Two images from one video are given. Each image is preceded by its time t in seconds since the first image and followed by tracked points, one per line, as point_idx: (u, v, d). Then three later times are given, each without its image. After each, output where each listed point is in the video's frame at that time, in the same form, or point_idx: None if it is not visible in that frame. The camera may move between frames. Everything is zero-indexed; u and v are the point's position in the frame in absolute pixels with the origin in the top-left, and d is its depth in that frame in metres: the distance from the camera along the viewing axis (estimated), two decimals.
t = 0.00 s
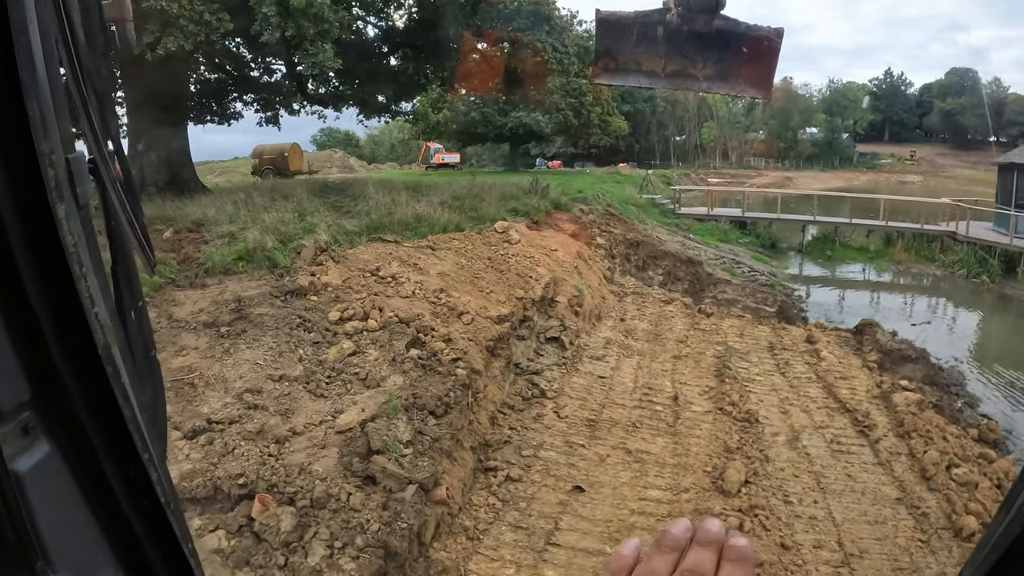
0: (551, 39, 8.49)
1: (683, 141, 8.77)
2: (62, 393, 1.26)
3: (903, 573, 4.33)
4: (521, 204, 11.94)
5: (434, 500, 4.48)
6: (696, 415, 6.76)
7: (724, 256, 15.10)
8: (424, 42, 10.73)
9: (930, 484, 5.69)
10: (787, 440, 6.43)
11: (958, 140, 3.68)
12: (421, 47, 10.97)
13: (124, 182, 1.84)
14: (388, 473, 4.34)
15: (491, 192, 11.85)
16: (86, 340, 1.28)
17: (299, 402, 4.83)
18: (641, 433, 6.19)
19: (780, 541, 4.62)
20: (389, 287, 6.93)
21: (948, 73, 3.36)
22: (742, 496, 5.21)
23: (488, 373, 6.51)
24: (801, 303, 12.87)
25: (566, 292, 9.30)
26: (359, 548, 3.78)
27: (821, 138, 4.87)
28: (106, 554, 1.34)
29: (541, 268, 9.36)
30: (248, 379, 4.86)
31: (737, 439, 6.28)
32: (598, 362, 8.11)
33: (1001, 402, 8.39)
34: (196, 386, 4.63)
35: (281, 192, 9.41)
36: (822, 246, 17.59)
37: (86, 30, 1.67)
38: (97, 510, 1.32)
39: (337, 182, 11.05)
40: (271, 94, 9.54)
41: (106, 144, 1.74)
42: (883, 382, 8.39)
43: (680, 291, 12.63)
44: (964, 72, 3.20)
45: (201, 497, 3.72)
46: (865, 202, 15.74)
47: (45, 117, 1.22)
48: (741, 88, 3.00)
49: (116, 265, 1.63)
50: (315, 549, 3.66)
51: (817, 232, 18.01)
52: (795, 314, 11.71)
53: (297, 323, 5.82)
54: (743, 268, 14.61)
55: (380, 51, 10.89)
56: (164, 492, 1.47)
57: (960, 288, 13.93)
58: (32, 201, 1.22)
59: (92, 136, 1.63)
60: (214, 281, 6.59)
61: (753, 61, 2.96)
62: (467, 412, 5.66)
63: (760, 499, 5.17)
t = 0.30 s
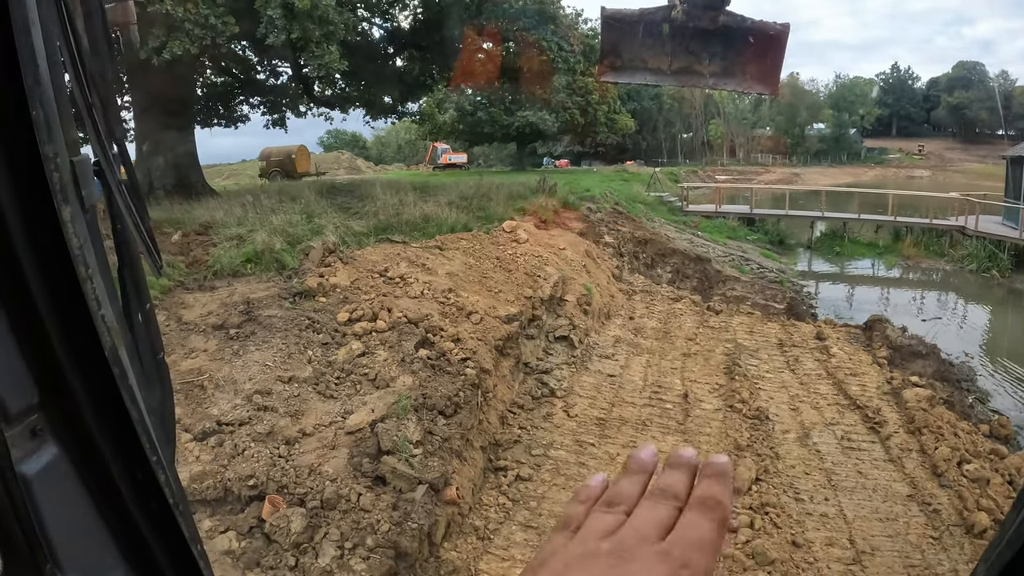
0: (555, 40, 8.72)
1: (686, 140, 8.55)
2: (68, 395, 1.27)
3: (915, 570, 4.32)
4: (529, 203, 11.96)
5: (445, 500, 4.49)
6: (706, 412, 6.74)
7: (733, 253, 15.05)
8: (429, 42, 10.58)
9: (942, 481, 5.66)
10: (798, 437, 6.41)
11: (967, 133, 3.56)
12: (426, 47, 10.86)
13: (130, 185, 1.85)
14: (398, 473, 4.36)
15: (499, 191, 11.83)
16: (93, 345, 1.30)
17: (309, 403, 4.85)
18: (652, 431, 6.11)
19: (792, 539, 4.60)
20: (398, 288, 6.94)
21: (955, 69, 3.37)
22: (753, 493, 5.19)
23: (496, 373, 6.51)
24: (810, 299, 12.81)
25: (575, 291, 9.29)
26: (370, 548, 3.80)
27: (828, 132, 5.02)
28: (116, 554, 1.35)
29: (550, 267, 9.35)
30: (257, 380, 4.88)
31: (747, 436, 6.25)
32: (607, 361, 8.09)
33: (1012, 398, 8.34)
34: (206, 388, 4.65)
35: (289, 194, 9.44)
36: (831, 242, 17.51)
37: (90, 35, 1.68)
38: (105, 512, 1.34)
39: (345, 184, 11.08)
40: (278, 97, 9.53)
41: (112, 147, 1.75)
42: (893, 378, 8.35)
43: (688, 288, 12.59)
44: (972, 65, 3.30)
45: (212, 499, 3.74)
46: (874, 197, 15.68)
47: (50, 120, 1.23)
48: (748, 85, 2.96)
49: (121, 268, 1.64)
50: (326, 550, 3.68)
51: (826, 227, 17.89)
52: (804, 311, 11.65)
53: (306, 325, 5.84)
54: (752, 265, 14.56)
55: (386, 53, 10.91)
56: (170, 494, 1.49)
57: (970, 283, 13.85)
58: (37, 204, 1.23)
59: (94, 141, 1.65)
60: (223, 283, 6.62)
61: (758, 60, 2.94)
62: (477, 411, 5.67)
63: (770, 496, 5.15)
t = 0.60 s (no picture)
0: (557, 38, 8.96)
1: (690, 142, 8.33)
2: (71, 392, 1.28)
3: (918, 568, 4.32)
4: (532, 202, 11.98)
5: (449, 498, 4.49)
6: (710, 410, 6.73)
7: (736, 252, 15.03)
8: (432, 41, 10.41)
9: (946, 479, 5.65)
10: (801, 436, 6.40)
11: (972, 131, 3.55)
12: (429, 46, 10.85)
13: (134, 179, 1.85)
14: (402, 472, 4.36)
15: (502, 190, 11.81)
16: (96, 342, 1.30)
17: (312, 401, 4.85)
18: (654, 429, 6.03)
19: (796, 537, 4.61)
20: (401, 286, 6.93)
21: (958, 65, 3.37)
22: (757, 491, 5.18)
23: (500, 371, 6.52)
24: (813, 297, 12.79)
25: (578, 289, 9.28)
26: (374, 546, 3.80)
27: (832, 131, 4.95)
28: (119, 553, 1.36)
29: (553, 266, 9.35)
30: (260, 379, 4.88)
31: (751, 434, 6.23)
32: (610, 359, 8.07)
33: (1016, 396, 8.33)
34: (210, 387, 4.66)
35: (291, 193, 9.44)
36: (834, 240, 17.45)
37: (92, 27, 1.68)
38: (108, 508, 1.34)
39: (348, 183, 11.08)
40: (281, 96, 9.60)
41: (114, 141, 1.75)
42: (897, 376, 8.34)
43: (691, 287, 12.56)
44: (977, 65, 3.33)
45: (216, 498, 3.73)
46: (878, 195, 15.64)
47: (53, 113, 1.23)
48: (750, 82, 2.95)
49: (125, 264, 1.64)
50: (330, 548, 3.68)
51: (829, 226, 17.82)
52: (807, 309, 11.62)
53: (309, 323, 5.84)
54: (754, 264, 14.54)
55: (388, 51, 10.92)
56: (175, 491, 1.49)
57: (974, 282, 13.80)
58: (39, 198, 1.23)
59: (96, 136, 1.64)
60: (225, 282, 6.63)
61: (761, 59, 2.95)
62: (480, 410, 5.67)
63: (774, 495, 5.14)
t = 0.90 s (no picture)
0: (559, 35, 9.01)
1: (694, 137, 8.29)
2: (74, 388, 1.28)
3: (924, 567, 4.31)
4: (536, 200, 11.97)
5: (453, 496, 4.47)
6: (715, 408, 6.72)
7: (741, 249, 15.01)
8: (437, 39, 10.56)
9: (951, 477, 5.63)
10: (807, 433, 6.39)
11: (975, 128, 3.51)
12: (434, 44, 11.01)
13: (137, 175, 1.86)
14: (406, 469, 4.35)
15: (506, 187, 11.79)
16: (95, 338, 1.31)
17: (317, 399, 4.85)
18: (659, 427, 6.08)
19: (801, 535, 4.61)
20: (406, 284, 6.92)
21: (963, 62, 3.37)
22: (762, 489, 5.17)
23: (505, 368, 6.53)
24: (818, 295, 12.75)
25: (583, 286, 9.26)
26: (378, 544, 3.79)
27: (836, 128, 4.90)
28: (122, 549, 1.36)
29: (558, 263, 9.33)
30: (265, 376, 4.89)
31: (756, 433, 6.22)
32: (615, 357, 8.06)
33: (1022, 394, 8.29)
34: (215, 384, 4.68)
35: (296, 191, 9.45)
36: (839, 237, 17.39)
37: (96, 20, 1.68)
38: (111, 504, 1.35)
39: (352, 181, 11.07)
40: (285, 95, 9.60)
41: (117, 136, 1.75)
42: (902, 374, 8.31)
43: (696, 284, 12.54)
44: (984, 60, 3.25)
45: (220, 495, 3.75)
46: (883, 192, 15.59)
47: (55, 107, 1.24)
48: (755, 78, 2.94)
49: (128, 259, 1.65)
50: (334, 546, 3.68)
51: (834, 223, 17.72)
52: (812, 307, 11.58)
53: (313, 321, 5.84)
54: (759, 261, 14.51)
55: (391, 49, 10.82)
56: (179, 488, 1.50)
57: (980, 280, 13.75)
58: (42, 192, 1.24)
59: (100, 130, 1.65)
60: (230, 280, 6.65)
61: (768, 55, 2.91)
62: (485, 407, 5.66)
63: (780, 493, 5.13)
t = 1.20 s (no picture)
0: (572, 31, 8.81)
1: (700, 132, 8.83)
2: (92, 383, 1.30)
3: (931, 564, 4.29)
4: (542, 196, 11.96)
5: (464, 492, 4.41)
6: (722, 405, 6.73)
7: (748, 246, 14.98)
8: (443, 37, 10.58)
9: (959, 475, 5.61)
10: (814, 430, 6.39)
11: (983, 124, 3.49)
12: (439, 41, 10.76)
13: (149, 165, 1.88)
14: (415, 465, 4.32)
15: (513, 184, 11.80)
16: (112, 332, 1.32)
17: (325, 395, 4.87)
18: (667, 424, 6.12)
19: (809, 532, 4.62)
20: (413, 280, 6.92)
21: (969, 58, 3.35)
22: (770, 486, 5.17)
23: (513, 365, 6.53)
24: (826, 292, 12.71)
25: (590, 283, 9.24)
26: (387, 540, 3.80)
27: (843, 125, 5.02)
28: (138, 545, 1.38)
29: (565, 259, 9.34)
30: (273, 373, 4.92)
31: (763, 430, 6.21)
32: (623, 353, 8.06)
33: None
34: (223, 381, 4.71)
35: (303, 188, 9.48)
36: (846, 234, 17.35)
37: (111, 12, 1.70)
38: (126, 500, 1.36)
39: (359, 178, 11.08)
40: (291, 91, 9.57)
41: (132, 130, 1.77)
42: (910, 371, 8.29)
43: (703, 281, 12.51)
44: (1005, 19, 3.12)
45: (229, 492, 3.78)
46: (890, 188, 15.54)
47: (72, 99, 1.24)
48: (763, 73, 3.01)
49: (144, 252, 1.65)
50: (343, 542, 3.67)
51: (841, 220, 17.65)
52: (820, 304, 11.54)
53: (321, 317, 5.86)
54: (766, 258, 14.48)
55: (398, 44, 10.80)
56: (195, 485, 1.50)
57: (988, 277, 13.69)
58: (59, 184, 1.25)
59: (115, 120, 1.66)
60: (238, 277, 6.68)
61: (774, 50, 2.98)
62: (493, 403, 5.67)
63: (787, 489, 5.13)
